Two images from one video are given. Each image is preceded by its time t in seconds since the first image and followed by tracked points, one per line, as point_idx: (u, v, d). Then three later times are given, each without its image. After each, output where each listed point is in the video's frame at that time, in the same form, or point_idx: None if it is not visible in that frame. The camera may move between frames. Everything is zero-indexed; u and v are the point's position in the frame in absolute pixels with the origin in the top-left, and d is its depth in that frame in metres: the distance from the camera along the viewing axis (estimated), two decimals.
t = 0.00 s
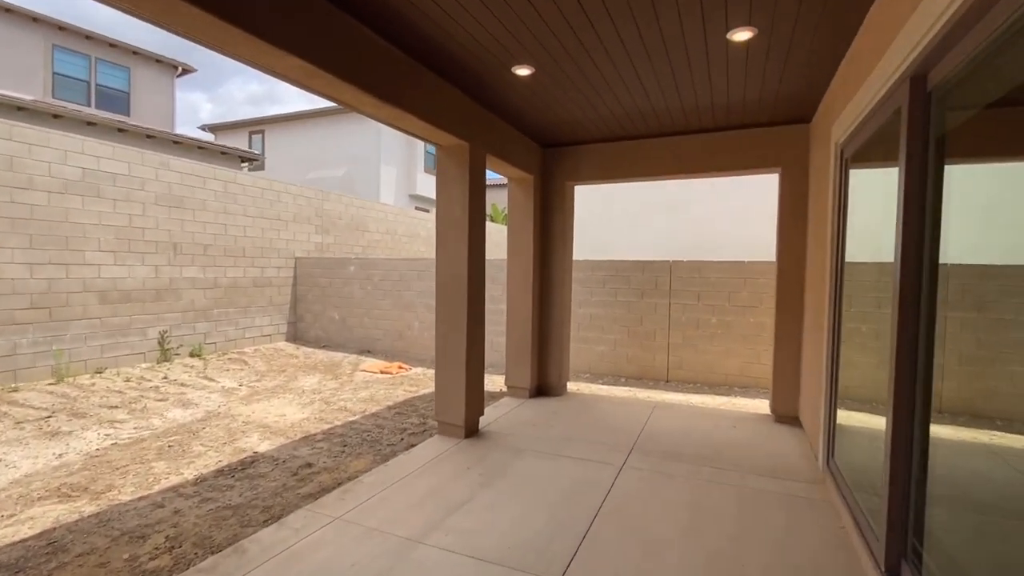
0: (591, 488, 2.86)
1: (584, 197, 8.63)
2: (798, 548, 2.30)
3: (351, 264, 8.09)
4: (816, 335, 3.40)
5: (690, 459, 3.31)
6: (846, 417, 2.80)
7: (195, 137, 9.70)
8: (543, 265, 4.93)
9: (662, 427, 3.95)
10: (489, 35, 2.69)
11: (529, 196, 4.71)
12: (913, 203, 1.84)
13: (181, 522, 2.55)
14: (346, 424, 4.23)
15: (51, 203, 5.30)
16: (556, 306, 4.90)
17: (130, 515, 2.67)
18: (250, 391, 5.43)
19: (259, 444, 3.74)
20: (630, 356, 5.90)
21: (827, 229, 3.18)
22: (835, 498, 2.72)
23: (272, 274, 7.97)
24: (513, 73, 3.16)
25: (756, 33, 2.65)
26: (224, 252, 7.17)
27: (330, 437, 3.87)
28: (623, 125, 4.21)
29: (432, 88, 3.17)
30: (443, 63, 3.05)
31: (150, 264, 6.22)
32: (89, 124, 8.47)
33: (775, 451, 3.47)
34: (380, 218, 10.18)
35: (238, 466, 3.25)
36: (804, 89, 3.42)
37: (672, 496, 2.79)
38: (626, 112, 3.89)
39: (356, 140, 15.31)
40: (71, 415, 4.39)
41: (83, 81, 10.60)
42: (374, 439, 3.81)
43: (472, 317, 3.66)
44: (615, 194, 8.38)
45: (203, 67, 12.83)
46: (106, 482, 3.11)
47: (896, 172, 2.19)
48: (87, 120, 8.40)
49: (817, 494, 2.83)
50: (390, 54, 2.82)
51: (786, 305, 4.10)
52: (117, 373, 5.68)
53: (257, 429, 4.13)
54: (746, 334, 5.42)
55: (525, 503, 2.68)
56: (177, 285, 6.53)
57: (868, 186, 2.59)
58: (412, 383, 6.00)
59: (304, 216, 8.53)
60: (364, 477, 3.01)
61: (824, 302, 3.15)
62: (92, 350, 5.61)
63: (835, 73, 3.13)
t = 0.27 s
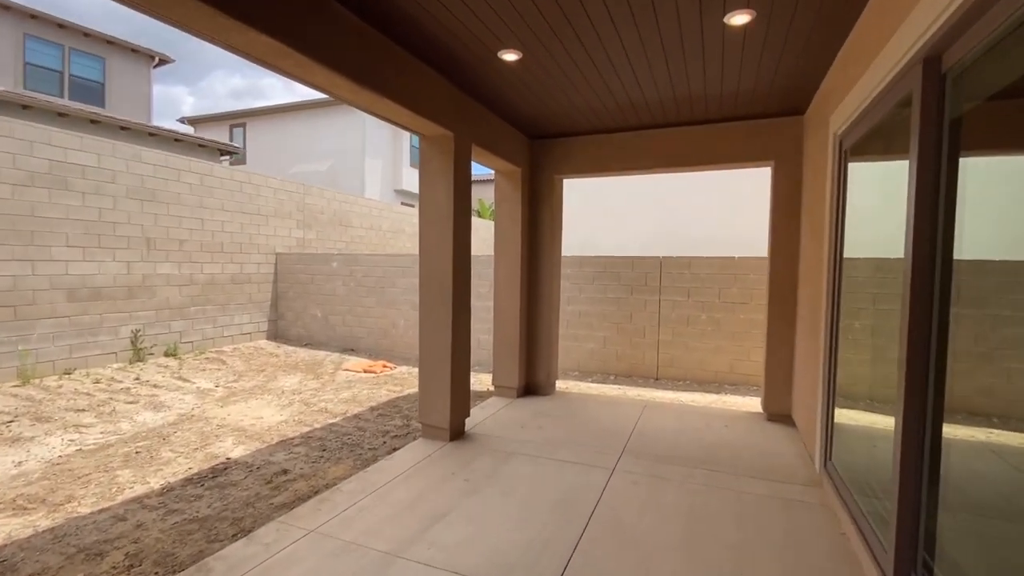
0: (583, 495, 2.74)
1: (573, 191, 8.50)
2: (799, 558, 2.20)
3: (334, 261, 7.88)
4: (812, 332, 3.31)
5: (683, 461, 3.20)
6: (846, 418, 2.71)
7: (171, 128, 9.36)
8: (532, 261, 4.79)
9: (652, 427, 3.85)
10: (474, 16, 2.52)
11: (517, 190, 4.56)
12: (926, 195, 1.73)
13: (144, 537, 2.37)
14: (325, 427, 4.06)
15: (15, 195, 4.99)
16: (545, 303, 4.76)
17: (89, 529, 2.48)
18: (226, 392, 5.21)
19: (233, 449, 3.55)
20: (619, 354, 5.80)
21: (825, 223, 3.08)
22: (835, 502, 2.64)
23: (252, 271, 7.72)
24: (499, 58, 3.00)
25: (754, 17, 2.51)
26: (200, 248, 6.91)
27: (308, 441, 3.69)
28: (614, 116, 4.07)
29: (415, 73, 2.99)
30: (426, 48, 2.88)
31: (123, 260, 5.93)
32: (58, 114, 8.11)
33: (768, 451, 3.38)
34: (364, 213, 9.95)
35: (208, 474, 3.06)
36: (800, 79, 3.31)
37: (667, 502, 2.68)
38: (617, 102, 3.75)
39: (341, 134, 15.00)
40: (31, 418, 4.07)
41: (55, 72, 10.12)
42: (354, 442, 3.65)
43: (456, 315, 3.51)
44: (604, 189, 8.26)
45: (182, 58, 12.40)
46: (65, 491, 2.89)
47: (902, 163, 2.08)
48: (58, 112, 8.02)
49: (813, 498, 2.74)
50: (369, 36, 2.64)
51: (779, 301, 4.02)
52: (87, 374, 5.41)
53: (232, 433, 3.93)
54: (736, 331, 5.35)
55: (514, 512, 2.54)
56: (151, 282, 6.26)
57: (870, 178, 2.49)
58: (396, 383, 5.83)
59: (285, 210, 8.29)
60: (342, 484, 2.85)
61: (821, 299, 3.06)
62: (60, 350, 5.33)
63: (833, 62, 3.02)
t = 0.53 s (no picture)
0: (577, 503, 2.58)
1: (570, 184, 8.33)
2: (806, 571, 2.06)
3: (323, 257, 7.68)
4: (817, 330, 3.17)
5: (682, 465, 3.06)
6: (855, 421, 2.56)
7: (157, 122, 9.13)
8: (524, 256, 4.63)
9: (649, 429, 3.70)
10: None
11: (509, 182, 4.39)
12: (951, 181, 1.59)
13: (104, 554, 2.19)
14: (308, 430, 3.88)
15: None
16: (539, 300, 4.60)
17: (45, 544, 2.29)
18: (208, 394, 5.02)
19: (210, 455, 3.37)
20: (615, 352, 5.65)
21: (831, 215, 2.94)
22: (843, 509, 2.49)
23: (239, 268, 7.53)
24: (488, 40, 2.83)
25: None
26: (184, 244, 6.70)
27: (290, 446, 3.52)
28: (610, 105, 3.91)
29: (398, 56, 2.82)
30: (410, 28, 2.71)
31: (101, 256, 5.72)
32: (39, 106, 7.86)
33: (771, 454, 3.24)
34: (355, 209, 9.75)
35: (180, 483, 2.88)
36: (803, 66, 3.16)
37: (666, 510, 2.53)
38: (613, 90, 3.59)
39: (332, 129, 14.75)
40: None
41: (37, 63, 9.84)
42: (338, 447, 3.48)
43: (445, 313, 3.34)
44: (601, 182, 8.11)
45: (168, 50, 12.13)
46: (25, 501, 2.70)
47: (920, 147, 1.93)
48: (37, 103, 7.76)
49: (820, 505, 2.60)
50: (349, 14, 2.46)
51: (780, 297, 3.88)
52: (63, 374, 5.21)
53: (211, 437, 3.75)
54: (734, 329, 5.21)
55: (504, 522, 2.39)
56: (131, 279, 6.06)
57: (883, 167, 2.33)
58: (386, 383, 5.66)
59: (274, 206, 8.08)
60: (322, 493, 2.68)
61: (827, 295, 2.91)
62: (35, 350, 5.12)
63: (840, 47, 2.87)
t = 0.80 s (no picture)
0: (580, 518, 2.41)
1: (573, 179, 8.12)
2: None
3: (320, 255, 7.52)
4: (835, 332, 2.98)
5: (691, 475, 2.88)
6: (879, 431, 2.37)
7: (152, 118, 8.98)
8: (525, 253, 4.45)
9: (656, 435, 3.52)
10: None
11: (509, 176, 4.21)
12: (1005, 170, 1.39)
13: None
14: (298, 435, 3.72)
15: None
16: (540, 299, 4.42)
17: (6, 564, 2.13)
18: (199, 396, 4.86)
19: (194, 463, 3.21)
20: (619, 353, 5.47)
21: (851, 209, 2.75)
22: (868, 526, 2.31)
23: (234, 266, 7.37)
24: (484, 23, 2.64)
25: None
26: (177, 242, 6.54)
27: (278, 453, 3.36)
28: (614, 96, 3.72)
29: (388, 41, 2.63)
30: (401, 10, 2.52)
31: (90, 255, 5.57)
32: (31, 102, 7.72)
33: (786, 463, 3.06)
34: (354, 206, 9.58)
35: (159, 494, 2.72)
36: (821, 52, 2.96)
37: (675, 526, 2.35)
38: (617, 79, 3.40)
39: (333, 125, 14.58)
40: None
41: (32, 59, 9.67)
42: (329, 454, 3.31)
43: (440, 315, 3.17)
44: (606, 177, 7.90)
45: (165, 45, 11.98)
46: None
47: (961, 133, 1.74)
48: (29, 98, 7.62)
49: (841, 521, 2.42)
50: None
51: (794, 296, 3.69)
52: (50, 376, 5.07)
53: (197, 443, 3.59)
54: (743, 329, 5.02)
55: (501, 541, 2.22)
56: (122, 278, 5.91)
57: (913, 155, 2.14)
58: (383, 384, 5.49)
59: (270, 203, 7.92)
60: (308, 507, 2.52)
61: (848, 294, 2.72)
62: (21, 351, 4.98)
63: (862, 29, 2.67)
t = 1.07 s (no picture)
0: (593, 535, 2.23)
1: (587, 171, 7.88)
2: None
3: (327, 253, 7.39)
4: (869, 334, 2.76)
5: (712, 487, 2.68)
6: (923, 444, 2.16)
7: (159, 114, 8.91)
8: (534, 250, 4.27)
9: (674, 442, 3.33)
10: None
11: (518, 169, 4.02)
12: None
13: None
14: (299, 439, 3.57)
15: None
16: (551, 297, 4.24)
17: None
18: (201, 397, 4.75)
19: (189, 468, 3.08)
20: (633, 354, 5.27)
21: (889, 201, 2.52)
22: (909, 548, 2.10)
23: (240, 264, 7.27)
24: (490, 3, 2.45)
25: None
26: (181, 239, 6.45)
27: (277, 458, 3.21)
28: (629, 84, 3.51)
29: (387, 23, 2.46)
30: None
31: (92, 252, 5.50)
32: (37, 98, 7.68)
33: (816, 475, 2.85)
34: (362, 203, 9.45)
35: (149, 503, 2.58)
36: (854, 32, 2.74)
37: (697, 546, 2.16)
38: (632, 64, 3.19)
39: (341, 122, 14.48)
40: None
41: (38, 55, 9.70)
42: (329, 460, 3.16)
43: (445, 315, 3.00)
44: (622, 170, 7.65)
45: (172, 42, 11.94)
46: None
47: None
48: (34, 94, 7.58)
49: (878, 541, 2.22)
50: None
51: (821, 294, 3.47)
52: (50, 376, 4.99)
53: (194, 447, 3.46)
54: (764, 329, 4.80)
55: (507, 560, 2.04)
56: (125, 275, 5.82)
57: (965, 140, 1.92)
58: (389, 384, 5.35)
59: (276, 200, 7.81)
60: (303, 519, 2.36)
61: (884, 294, 2.50)
62: (21, 350, 4.91)
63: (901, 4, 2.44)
